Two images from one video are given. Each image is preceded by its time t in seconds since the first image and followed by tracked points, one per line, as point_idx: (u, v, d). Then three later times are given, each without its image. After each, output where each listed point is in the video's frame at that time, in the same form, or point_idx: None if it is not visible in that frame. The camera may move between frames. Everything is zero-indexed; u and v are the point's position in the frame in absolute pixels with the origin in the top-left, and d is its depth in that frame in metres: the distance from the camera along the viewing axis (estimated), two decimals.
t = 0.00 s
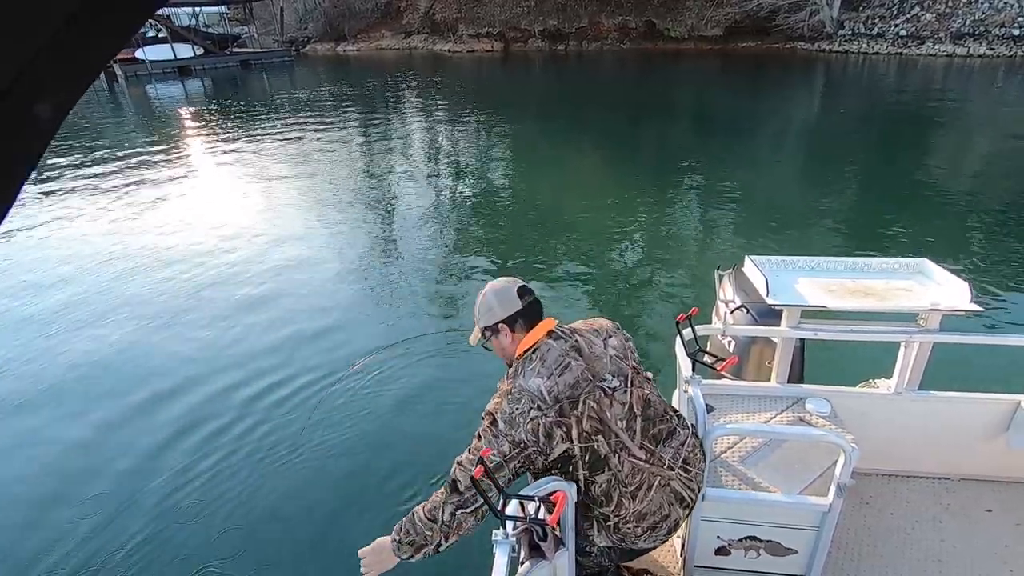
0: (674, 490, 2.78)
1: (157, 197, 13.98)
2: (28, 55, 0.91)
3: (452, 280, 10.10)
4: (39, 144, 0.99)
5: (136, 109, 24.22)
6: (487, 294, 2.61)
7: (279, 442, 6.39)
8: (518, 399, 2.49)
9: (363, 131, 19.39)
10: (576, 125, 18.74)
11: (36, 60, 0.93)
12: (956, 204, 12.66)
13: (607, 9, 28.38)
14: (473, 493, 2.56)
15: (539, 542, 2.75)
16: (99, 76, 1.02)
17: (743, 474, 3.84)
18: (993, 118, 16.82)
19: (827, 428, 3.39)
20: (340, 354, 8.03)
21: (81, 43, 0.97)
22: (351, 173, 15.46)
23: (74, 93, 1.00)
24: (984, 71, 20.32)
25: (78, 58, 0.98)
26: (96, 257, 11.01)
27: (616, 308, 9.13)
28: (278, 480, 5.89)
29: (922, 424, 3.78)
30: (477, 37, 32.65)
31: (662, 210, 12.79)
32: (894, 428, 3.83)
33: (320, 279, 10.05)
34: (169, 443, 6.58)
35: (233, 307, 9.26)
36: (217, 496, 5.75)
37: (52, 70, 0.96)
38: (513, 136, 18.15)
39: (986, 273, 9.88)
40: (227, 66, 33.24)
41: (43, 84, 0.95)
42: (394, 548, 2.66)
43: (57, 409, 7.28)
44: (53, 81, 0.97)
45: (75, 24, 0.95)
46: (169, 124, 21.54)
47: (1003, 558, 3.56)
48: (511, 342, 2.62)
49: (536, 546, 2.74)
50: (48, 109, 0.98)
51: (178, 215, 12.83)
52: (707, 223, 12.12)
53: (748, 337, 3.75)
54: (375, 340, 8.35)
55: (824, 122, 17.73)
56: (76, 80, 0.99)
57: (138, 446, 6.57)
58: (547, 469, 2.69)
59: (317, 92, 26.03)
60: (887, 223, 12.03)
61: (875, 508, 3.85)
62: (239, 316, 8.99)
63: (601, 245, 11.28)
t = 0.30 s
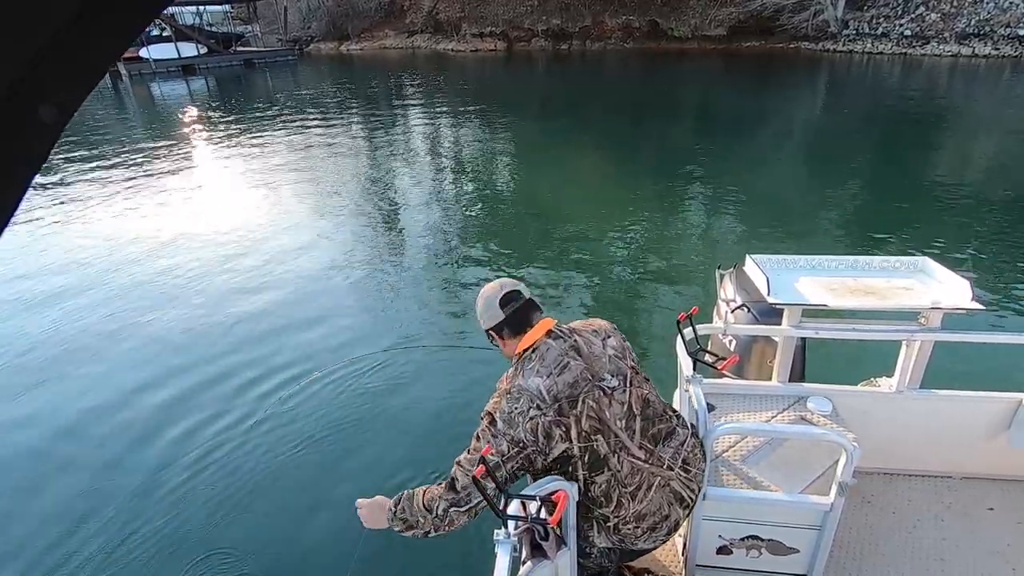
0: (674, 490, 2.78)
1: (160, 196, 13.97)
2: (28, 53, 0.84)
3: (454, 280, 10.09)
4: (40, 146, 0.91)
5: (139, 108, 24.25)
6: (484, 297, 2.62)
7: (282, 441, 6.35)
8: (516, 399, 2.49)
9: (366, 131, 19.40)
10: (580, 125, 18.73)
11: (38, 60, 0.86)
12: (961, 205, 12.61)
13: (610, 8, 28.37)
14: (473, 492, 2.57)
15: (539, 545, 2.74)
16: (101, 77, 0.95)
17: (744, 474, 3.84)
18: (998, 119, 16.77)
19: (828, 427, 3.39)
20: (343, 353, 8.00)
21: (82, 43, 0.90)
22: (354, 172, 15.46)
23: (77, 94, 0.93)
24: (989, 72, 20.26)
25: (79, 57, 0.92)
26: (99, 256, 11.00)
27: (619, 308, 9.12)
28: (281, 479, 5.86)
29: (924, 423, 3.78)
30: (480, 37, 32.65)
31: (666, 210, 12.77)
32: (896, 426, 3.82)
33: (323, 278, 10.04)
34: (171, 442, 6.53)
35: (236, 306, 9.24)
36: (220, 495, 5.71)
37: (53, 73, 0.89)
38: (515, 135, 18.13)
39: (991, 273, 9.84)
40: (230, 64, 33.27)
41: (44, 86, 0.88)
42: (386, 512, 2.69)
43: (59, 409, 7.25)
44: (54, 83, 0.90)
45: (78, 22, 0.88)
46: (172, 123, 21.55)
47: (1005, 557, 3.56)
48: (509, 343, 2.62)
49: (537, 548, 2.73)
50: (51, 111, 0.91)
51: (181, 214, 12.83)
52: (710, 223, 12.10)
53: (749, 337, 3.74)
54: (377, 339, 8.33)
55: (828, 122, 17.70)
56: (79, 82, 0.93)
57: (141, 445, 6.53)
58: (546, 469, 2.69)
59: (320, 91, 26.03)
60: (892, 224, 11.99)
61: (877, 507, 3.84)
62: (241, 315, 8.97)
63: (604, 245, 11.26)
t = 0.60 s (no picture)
0: (670, 491, 2.78)
1: (163, 195, 14.01)
2: (26, 55, 0.83)
3: (457, 279, 10.11)
4: (40, 146, 0.91)
5: (144, 107, 24.33)
6: (484, 295, 2.64)
7: (284, 440, 6.35)
8: (513, 393, 2.50)
9: (369, 130, 19.44)
10: (583, 125, 18.76)
11: (37, 60, 0.86)
12: (966, 206, 12.58)
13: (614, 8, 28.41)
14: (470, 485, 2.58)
15: (538, 544, 2.73)
16: (101, 75, 0.95)
17: (743, 472, 3.83)
18: (1003, 120, 16.73)
19: (826, 426, 3.39)
20: (345, 351, 8.01)
21: (81, 43, 0.90)
22: (357, 172, 15.51)
23: (76, 93, 0.92)
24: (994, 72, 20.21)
25: (78, 58, 0.91)
26: (102, 254, 11.04)
27: (622, 309, 9.12)
28: (282, 476, 5.87)
29: (921, 422, 3.78)
30: (484, 37, 32.71)
31: (669, 210, 12.76)
32: (895, 426, 3.82)
33: (325, 277, 10.07)
34: (174, 440, 6.53)
35: (238, 304, 9.27)
36: (222, 493, 5.71)
37: (52, 73, 0.88)
38: (518, 135, 18.16)
39: (995, 275, 9.82)
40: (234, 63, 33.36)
41: (43, 85, 0.88)
42: (392, 473, 2.74)
43: (62, 407, 7.25)
44: (54, 82, 0.89)
45: (79, 22, 0.87)
46: (176, 122, 21.62)
47: (1003, 556, 3.55)
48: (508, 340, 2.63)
49: (536, 547, 2.72)
50: (50, 110, 0.91)
51: (184, 212, 12.87)
52: (714, 223, 12.10)
53: (748, 336, 3.75)
54: (380, 338, 8.34)
55: (832, 123, 17.69)
56: (79, 81, 0.92)
57: (143, 443, 6.53)
58: (543, 467, 2.69)
59: (324, 91, 26.05)
60: (896, 225, 11.97)
61: (875, 506, 3.84)
62: (243, 313, 8.99)
63: (607, 246, 11.27)
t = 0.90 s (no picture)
0: (667, 496, 2.78)
1: (169, 195, 14.07)
2: (27, 56, 0.85)
3: (461, 279, 10.13)
4: (39, 145, 0.94)
5: (150, 107, 24.41)
6: (490, 291, 2.66)
7: (287, 441, 6.37)
8: (513, 390, 2.52)
9: (374, 130, 19.49)
10: (587, 126, 18.76)
11: (37, 61, 0.88)
12: (972, 207, 12.54)
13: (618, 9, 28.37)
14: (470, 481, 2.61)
15: (537, 543, 2.72)
16: (99, 75, 0.97)
17: (741, 471, 3.84)
18: (1009, 121, 16.68)
19: (825, 425, 3.39)
20: (348, 350, 8.02)
21: (80, 43, 0.91)
22: (362, 172, 15.55)
23: (75, 93, 0.94)
24: (1000, 73, 20.14)
25: (78, 58, 0.93)
26: (108, 254, 11.08)
27: (625, 309, 9.12)
28: (286, 475, 5.90)
29: (920, 422, 3.79)
30: (488, 37, 32.72)
31: (673, 211, 12.76)
32: (894, 425, 3.82)
33: (329, 276, 10.10)
34: (177, 439, 6.55)
35: (243, 303, 9.30)
36: (225, 492, 5.74)
37: (52, 72, 0.90)
38: (522, 136, 18.18)
39: (1000, 277, 9.80)
40: (239, 63, 33.44)
41: (43, 86, 0.90)
42: (405, 439, 2.87)
43: (66, 405, 7.27)
44: (53, 82, 0.92)
45: (75, 24, 0.89)
46: (181, 122, 21.69)
47: (1001, 555, 3.55)
48: (510, 338, 2.64)
49: (534, 546, 2.72)
50: (49, 109, 0.93)
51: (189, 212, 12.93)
52: (718, 224, 12.09)
53: (747, 336, 3.75)
54: (383, 337, 8.37)
55: (837, 124, 17.66)
56: (77, 81, 0.94)
57: (146, 442, 6.54)
58: (541, 466, 2.69)
59: (328, 91, 26.09)
60: (901, 227, 11.94)
61: (874, 506, 3.84)
62: (248, 313, 9.02)
63: (610, 246, 11.28)
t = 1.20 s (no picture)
0: (667, 499, 2.76)
1: (175, 194, 14.13)
2: (29, 53, 0.86)
3: (464, 279, 10.16)
4: (39, 145, 0.94)
5: (156, 108, 24.52)
6: (492, 293, 2.66)
7: (291, 441, 6.38)
8: (512, 392, 2.52)
9: (379, 131, 19.55)
10: (591, 126, 18.77)
11: (36, 60, 0.88)
12: (978, 209, 12.49)
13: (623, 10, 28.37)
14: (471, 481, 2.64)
15: (536, 543, 2.71)
16: (100, 75, 0.97)
17: (739, 472, 3.84)
18: (1015, 122, 16.62)
19: (824, 427, 3.40)
20: (352, 350, 8.05)
21: (81, 44, 0.91)
22: (366, 172, 15.59)
23: (74, 93, 0.94)
24: (1007, 74, 20.07)
25: (78, 58, 0.93)
26: (113, 253, 11.13)
27: (628, 310, 9.13)
28: (290, 474, 5.92)
29: (919, 423, 3.78)
30: (493, 38, 32.78)
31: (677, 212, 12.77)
32: (893, 426, 3.82)
33: (333, 276, 10.14)
34: (181, 439, 6.55)
35: (247, 302, 9.33)
36: (229, 492, 5.76)
37: (52, 72, 0.90)
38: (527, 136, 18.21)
39: (1005, 278, 9.77)
40: (245, 64, 33.56)
41: (43, 85, 0.90)
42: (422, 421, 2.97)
43: (71, 404, 7.28)
44: (53, 82, 0.91)
45: (75, 24, 0.89)
46: (187, 123, 21.78)
47: (1000, 557, 3.55)
48: (511, 339, 2.65)
49: (533, 547, 2.70)
50: (48, 108, 0.93)
51: (195, 212, 12.99)
52: (722, 225, 12.08)
53: (746, 337, 3.76)
54: (386, 336, 8.40)
55: (842, 125, 17.64)
56: (76, 79, 0.94)
57: (151, 441, 6.56)
58: (541, 468, 2.69)
59: (334, 92, 26.17)
60: (907, 228, 11.91)
61: (872, 507, 3.84)
62: (252, 311, 9.06)
63: (613, 247, 11.29)
